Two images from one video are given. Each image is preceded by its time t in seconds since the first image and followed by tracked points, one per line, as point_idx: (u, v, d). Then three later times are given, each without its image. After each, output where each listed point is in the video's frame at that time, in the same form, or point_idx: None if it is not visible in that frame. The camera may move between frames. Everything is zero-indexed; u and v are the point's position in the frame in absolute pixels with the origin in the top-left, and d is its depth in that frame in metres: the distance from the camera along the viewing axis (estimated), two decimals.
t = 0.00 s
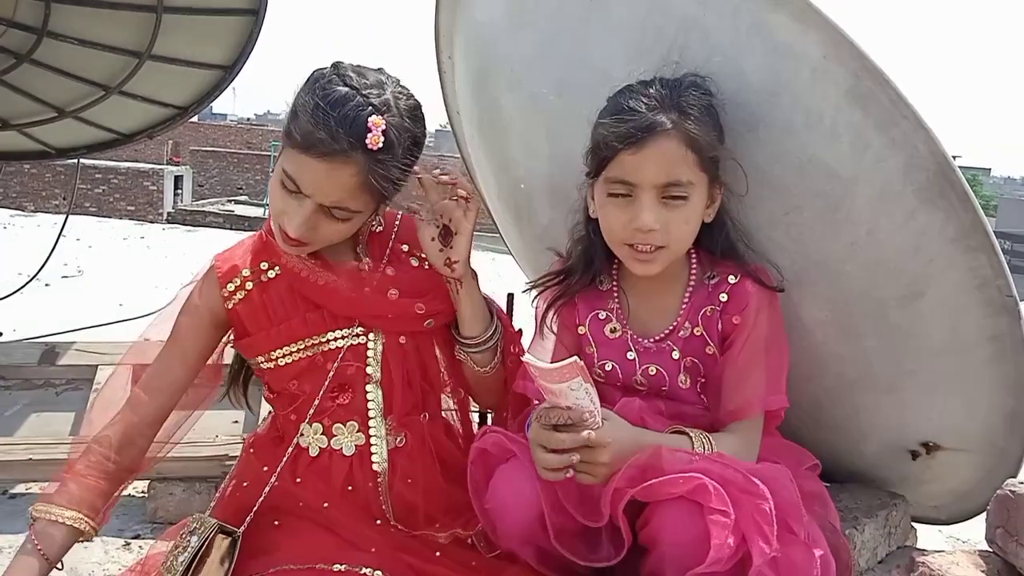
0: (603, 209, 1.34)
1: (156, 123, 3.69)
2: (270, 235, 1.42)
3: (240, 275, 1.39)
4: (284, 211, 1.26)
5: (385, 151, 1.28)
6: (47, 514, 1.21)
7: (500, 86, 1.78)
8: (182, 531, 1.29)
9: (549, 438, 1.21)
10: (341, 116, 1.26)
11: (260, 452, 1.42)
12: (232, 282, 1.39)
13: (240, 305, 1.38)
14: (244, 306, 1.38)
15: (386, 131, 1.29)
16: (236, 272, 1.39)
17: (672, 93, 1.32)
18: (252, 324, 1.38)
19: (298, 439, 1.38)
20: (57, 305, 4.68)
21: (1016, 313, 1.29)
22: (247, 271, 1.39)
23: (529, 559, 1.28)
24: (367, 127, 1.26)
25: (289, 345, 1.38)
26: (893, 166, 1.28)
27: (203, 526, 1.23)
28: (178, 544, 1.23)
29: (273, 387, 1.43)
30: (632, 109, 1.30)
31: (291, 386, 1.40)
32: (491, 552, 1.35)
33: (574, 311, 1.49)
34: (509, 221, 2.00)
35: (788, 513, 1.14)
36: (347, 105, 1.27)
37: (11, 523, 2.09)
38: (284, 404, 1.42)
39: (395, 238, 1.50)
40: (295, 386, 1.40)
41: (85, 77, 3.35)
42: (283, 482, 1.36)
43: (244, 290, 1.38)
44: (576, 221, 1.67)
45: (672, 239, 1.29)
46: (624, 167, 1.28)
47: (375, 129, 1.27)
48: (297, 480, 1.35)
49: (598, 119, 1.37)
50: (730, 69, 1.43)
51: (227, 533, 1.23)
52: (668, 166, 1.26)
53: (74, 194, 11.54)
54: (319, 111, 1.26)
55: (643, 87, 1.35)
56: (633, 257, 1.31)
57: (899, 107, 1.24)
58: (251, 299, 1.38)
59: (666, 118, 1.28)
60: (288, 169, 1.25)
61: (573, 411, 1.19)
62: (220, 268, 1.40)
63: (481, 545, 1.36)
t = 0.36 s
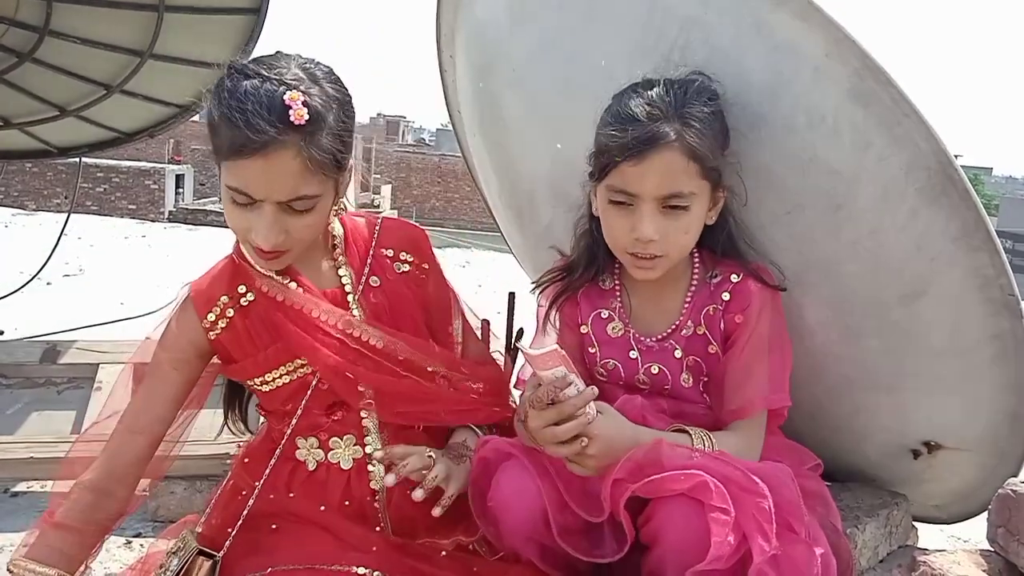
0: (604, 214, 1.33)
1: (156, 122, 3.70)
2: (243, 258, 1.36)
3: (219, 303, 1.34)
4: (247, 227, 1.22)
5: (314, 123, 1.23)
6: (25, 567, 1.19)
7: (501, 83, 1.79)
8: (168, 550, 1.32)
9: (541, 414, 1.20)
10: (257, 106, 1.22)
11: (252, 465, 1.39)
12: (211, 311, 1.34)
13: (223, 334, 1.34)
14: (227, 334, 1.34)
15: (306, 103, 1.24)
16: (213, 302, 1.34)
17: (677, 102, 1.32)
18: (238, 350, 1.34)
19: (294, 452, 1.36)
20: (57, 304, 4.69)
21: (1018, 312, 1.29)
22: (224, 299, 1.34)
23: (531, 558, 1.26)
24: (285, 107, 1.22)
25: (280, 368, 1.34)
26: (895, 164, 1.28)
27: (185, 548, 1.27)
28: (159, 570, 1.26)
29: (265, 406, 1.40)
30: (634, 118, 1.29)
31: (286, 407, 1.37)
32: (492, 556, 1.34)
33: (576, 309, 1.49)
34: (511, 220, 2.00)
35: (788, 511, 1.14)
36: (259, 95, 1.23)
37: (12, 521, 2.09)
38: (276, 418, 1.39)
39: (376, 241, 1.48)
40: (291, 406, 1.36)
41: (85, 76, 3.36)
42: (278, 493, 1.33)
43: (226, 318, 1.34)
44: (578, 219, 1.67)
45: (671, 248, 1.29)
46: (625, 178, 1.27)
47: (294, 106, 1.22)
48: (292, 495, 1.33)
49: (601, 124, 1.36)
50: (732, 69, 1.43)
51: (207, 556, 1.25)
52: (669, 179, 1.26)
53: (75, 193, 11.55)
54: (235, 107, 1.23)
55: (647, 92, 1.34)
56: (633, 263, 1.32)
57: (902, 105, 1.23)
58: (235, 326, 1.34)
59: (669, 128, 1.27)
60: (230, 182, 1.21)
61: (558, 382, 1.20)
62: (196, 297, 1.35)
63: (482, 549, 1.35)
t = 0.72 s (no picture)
0: (607, 210, 1.34)
1: (157, 120, 3.71)
2: (241, 259, 1.35)
3: (218, 305, 1.32)
4: (261, 221, 1.21)
5: (329, 111, 1.24)
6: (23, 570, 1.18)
7: (502, 81, 1.79)
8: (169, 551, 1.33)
9: (542, 417, 1.20)
10: (272, 96, 1.22)
11: (253, 465, 1.39)
12: (210, 314, 1.32)
13: (222, 337, 1.32)
14: (227, 337, 1.32)
15: (320, 92, 1.25)
16: (212, 304, 1.32)
17: (678, 96, 1.31)
18: (237, 353, 1.33)
19: (295, 452, 1.35)
20: (58, 301, 4.69)
21: (1019, 310, 1.29)
22: (223, 301, 1.33)
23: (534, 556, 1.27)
24: (301, 96, 1.22)
25: (280, 369, 1.32)
26: (896, 163, 1.28)
27: (184, 550, 1.27)
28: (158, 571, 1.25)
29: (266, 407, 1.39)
30: (635, 114, 1.29)
31: (290, 408, 1.35)
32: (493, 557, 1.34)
33: (578, 309, 1.49)
34: (511, 218, 2.01)
35: (789, 511, 1.14)
36: (272, 86, 1.23)
37: (13, 518, 2.10)
38: (275, 420, 1.38)
39: (377, 242, 1.47)
40: (291, 407, 1.35)
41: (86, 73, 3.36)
42: (279, 494, 1.34)
43: (225, 320, 1.32)
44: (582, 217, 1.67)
45: (676, 243, 1.29)
46: (625, 173, 1.27)
47: (309, 94, 1.23)
48: (294, 496, 1.33)
49: (604, 120, 1.36)
50: (734, 67, 1.43)
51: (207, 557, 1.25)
52: (670, 174, 1.25)
53: (75, 190, 11.55)
54: (247, 98, 1.22)
55: (648, 88, 1.34)
56: (636, 259, 1.32)
57: (903, 103, 1.23)
58: (235, 328, 1.32)
59: (670, 123, 1.26)
60: (245, 174, 1.20)
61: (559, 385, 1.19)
62: (195, 299, 1.33)
63: (483, 550, 1.35)
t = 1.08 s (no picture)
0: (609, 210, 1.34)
1: (157, 118, 3.70)
2: (247, 254, 1.35)
3: (223, 300, 1.32)
4: (294, 210, 1.23)
5: (359, 100, 1.28)
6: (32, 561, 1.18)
7: (502, 79, 1.79)
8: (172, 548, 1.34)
9: (558, 414, 1.20)
10: (305, 84, 1.24)
11: (256, 460, 1.39)
12: (215, 308, 1.32)
13: (226, 332, 1.32)
14: (231, 332, 1.32)
15: (350, 81, 1.29)
16: (217, 298, 1.32)
17: (672, 92, 1.31)
18: (240, 349, 1.33)
19: (297, 450, 1.35)
20: (58, 299, 4.69)
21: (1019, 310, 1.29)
22: (228, 295, 1.32)
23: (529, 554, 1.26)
24: (334, 84, 1.26)
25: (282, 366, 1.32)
26: (896, 163, 1.28)
27: (189, 546, 1.28)
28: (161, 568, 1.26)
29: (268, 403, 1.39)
30: (631, 112, 1.29)
31: (291, 404, 1.35)
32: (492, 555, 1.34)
33: (592, 302, 1.50)
34: (509, 215, 2.01)
35: (795, 510, 1.14)
36: (303, 75, 1.26)
37: (13, 516, 2.11)
38: (280, 417, 1.38)
39: (383, 242, 1.47)
40: (293, 404, 1.35)
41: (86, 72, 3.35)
42: (279, 492, 1.34)
43: (230, 314, 1.32)
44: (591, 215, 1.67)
45: (681, 239, 1.29)
46: (625, 171, 1.27)
47: (341, 83, 1.27)
48: (296, 493, 1.33)
49: (601, 121, 1.37)
50: (734, 66, 1.42)
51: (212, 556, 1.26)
52: (669, 169, 1.25)
53: (75, 189, 11.55)
54: (279, 86, 1.24)
55: (643, 85, 1.34)
56: (643, 256, 1.32)
57: (903, 102, 1.23)
58: (239, 324, 1.32)
59: (666, 118, 1.26)
60: (277, 162, 1.22)
61: (578, 384, 1.20)
62: (200, 292, 1.33)
63: (483, 549, 1.35)
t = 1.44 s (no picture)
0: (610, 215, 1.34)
1: (159, 118, 3.71)
2: (263, 244, 1.36)
3: (238, 289, 1.33)
4: (354, 184, 1.28)
5: (409, 84, 1.37)
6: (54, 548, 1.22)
7: (504, 78, 1.79)
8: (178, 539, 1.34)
9: (545, 416, 1.16)
10: (364, 65, 1.31)
11: (263, 455, 1.39)
12: (229, 297, 1.32)
13: (239, 321, 1.33)
14: (244, 321, 1.33)
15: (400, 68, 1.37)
16: (232, 287, 1.33)
17: (671, 95, 1.30)
18: (252, 338, 1.33)
19: (305, 443, 1.35)
20: (58, 299, 4.69)
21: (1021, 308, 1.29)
22: (243, 284, 1.33)
23: (524, 538, 1.25)
24: (389, 67, 1.34)
25: (289, 359, 1.33)
26: (898, 160, 1.28)
27: (197, 538, 1.28)
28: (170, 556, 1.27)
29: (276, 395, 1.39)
30: (628, 118, 1.29)
31: (297, 397, 1.36)
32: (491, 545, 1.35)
33: (595, 297, 1.50)
34: (511, 214, 2.01)
35: (787, 512, 1.13)
36: (359, 57, 1.33)
37: (15, 517, 2.09)
38: (286, 409, 1.38)
39: (394, 239, 1.48)
40: (301, 397, 1.35)
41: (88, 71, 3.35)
42: (285, 487, 1.33)
43: (243, 303, 1.32)
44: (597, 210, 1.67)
45: (678, 246, 1.29)
46: (621, 177, 1.27)
47: (395, 67, 1.35)
48: (304, 487, 1.32)
49: (602, 125, 1.37)
50: (735, 64, 1.42)
51: (220, 543, 1.27)
52: (665, 175, 1.25)
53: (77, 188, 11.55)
54: (341, 65, 1.30)
55: (643, 88, 1.34)
56: (643, 261, 1.32)
57: (905, 100, 1.24)
58: (253, 313, 1.32)
59: (662, 123, 1.26)
60: (341, 135, 1.27)
61: (566, 391, 1.15)
62: (214, 281, 1.33)
63: (480, 541, 1.35)
